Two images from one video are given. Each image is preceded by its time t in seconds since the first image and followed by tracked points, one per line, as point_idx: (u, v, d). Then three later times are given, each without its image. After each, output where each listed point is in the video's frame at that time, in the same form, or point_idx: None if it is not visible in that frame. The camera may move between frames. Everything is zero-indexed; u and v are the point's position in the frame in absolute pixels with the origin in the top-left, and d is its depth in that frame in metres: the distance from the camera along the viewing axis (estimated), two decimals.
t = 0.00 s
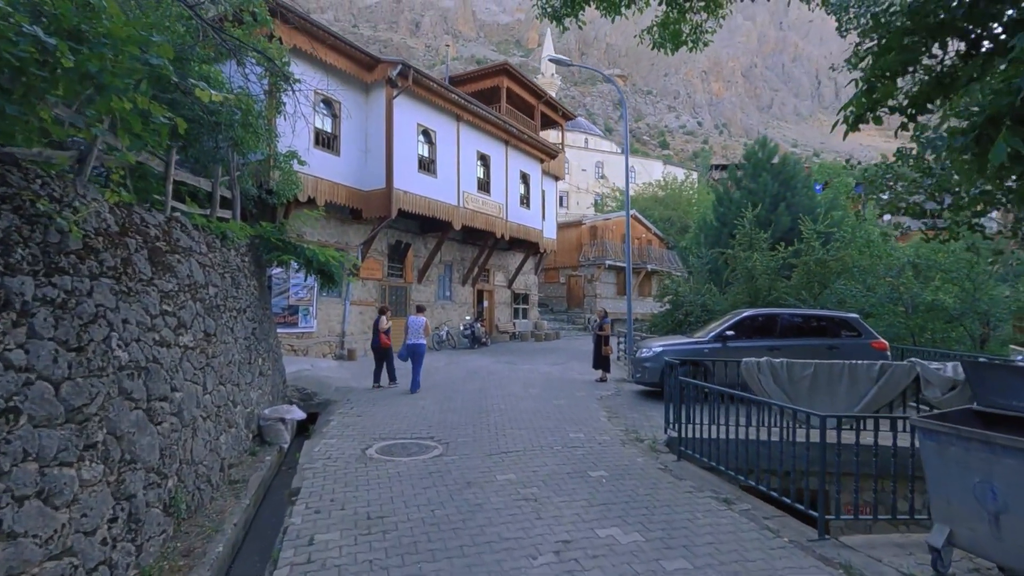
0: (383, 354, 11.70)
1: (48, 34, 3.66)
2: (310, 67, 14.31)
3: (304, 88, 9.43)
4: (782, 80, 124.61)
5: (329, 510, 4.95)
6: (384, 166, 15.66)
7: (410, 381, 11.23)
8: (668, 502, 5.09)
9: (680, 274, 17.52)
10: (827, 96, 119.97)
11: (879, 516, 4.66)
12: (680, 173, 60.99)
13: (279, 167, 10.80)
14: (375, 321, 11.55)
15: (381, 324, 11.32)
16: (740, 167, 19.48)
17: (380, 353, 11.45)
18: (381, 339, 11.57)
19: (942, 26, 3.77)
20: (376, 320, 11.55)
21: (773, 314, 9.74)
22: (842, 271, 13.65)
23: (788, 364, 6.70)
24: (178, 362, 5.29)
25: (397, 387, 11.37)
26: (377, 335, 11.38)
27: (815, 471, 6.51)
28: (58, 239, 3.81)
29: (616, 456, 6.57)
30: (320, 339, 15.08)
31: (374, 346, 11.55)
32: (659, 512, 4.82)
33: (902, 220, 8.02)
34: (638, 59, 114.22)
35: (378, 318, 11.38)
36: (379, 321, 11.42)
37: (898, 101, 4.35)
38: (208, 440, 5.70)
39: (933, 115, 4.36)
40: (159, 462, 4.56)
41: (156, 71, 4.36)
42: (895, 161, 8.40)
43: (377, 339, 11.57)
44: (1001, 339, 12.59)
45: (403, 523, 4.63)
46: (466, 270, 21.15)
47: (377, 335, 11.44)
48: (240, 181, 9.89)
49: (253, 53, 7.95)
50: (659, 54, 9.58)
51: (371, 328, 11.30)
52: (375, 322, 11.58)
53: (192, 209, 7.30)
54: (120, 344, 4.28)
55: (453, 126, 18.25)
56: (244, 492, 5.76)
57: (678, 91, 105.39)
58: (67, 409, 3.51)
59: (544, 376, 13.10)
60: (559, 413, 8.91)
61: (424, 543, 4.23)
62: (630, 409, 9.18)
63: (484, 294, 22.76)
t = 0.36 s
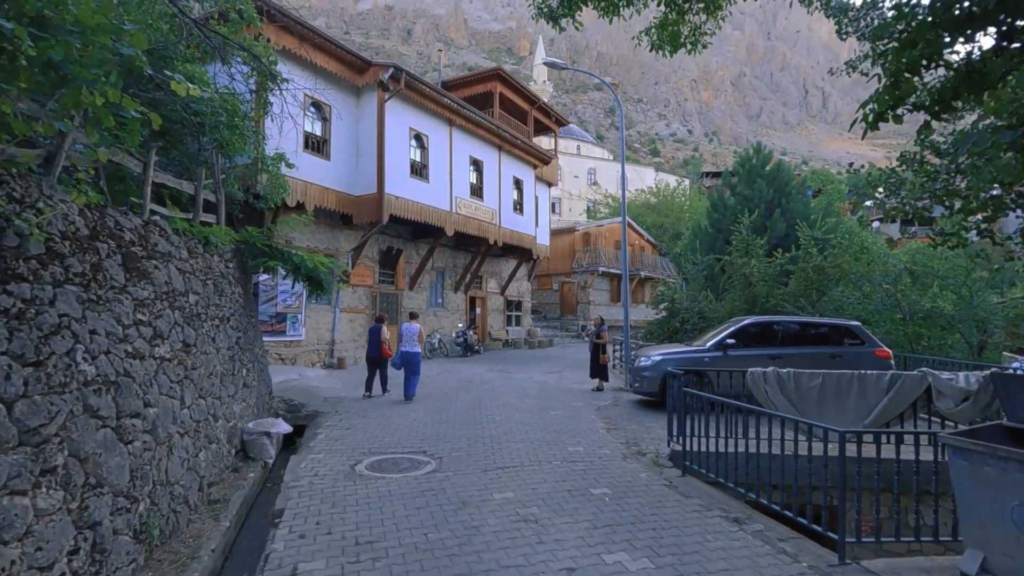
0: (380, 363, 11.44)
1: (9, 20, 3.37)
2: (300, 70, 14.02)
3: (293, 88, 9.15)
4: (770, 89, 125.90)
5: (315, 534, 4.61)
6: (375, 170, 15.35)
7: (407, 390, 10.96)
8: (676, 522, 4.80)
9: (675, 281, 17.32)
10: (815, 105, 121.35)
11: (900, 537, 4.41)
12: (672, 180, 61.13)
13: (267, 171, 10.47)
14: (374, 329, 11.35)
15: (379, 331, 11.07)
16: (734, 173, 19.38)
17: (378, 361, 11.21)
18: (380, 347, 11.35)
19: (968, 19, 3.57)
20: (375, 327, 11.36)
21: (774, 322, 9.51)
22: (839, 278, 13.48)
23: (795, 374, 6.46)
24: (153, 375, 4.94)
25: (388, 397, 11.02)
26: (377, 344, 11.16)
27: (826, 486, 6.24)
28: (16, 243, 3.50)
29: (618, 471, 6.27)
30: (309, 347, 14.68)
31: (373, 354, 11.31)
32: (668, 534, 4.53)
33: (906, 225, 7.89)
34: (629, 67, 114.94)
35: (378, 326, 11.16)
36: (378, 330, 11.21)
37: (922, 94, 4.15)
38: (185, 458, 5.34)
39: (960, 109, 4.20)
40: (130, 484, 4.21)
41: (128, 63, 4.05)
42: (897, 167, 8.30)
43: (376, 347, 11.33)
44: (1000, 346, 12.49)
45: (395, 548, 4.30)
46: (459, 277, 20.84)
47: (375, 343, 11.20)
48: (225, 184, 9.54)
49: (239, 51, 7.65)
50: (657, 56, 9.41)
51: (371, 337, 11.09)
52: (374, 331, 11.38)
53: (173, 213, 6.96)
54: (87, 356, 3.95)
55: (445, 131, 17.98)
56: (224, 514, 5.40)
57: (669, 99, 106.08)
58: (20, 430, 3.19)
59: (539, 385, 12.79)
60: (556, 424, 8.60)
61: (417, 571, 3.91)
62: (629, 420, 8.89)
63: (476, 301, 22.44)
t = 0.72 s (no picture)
0: (382, 368, 11.31)
1: None
2: (294, 69, 13.72)
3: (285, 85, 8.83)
4: (763, 95, 126.67)
5: (306, 557, 4.27)
6: (370, 173, 15.04)
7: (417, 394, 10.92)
8: (693, 540, 4.50)
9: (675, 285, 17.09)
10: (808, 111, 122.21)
11: (934, 557, 4.13)
12: (667, 184, 61.16)
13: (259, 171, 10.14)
14: (377, 334, 11.24)
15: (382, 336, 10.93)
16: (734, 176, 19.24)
17: (380, 365, 11.07)
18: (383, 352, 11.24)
19: None
20: (379, 332, 11.27)
21: (781, 326, 9.24)
22: (843, 282, 13.20)
23: (810, 382, 6.18)
24: (132, 385, 4.59)
25: (384, 405, 10.68)
26: (380, 348, 11.02)
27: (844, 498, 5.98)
28: None
29: (626, 484, 5.97)
30: (302, 354, 14.31)
31: (375, 359, 11.17)
32: (686, 554, 4.23)
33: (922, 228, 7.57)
34: (623, 73, 115.29)
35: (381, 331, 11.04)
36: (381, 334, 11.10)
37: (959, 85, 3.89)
38: (167, 474, 4.99)
39: (999, 98, 4.03)
40: (104, 505, 3.87)
41: (104, 46, 3.73)
42: (910, 168, 7.96)
43: (378, 352, 11.19)
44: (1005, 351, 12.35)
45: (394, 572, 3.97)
46: (455, 281, 20.53)
47: (378, 348, 11.08)
48: (214, 185, 9.19)
49: (229, 44, 7.34)
50: (661, 54, 9.15)
51: (374, 341, 10.97)
52: (378, 336, 11.29)
53: (158, 213, 6.63)
54: (57, 365, 3.61)
55: (441, 133, 17.71)
56: (209, 533, 5.05)
57: (663, 104, 106.44)
58: None
59: (538, 391, 12.47)
60: (559, 433, 8.27)
61: None
62: (634, 428, 8.59)
63: (472, 306, 22.12)
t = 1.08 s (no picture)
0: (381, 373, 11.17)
1: None
2: (287, 67, 13.42)
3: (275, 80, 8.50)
4: (756, 100, 127.32)
5: None
6: (364, 173, 14.69)
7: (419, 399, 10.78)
8: (712, 562, 4.18)
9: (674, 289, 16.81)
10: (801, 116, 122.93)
11: None
12: (662, 188, 61.13)
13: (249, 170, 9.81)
14: (375, 339, 11.08)
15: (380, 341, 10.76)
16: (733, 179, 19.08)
17: (379, 370, 10.89)
18: (381, 357, 11.10)
19: None
20: (377, 337, 11.12)
21: (789, 330, 8.96)
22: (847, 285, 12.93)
23: (828, 389, 5.89)
24: (105, 395, 4.23)
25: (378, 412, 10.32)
26: (379, 354, 10.86)
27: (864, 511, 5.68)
28: None
29: (635, 497, 5.64)
30: (293, 359, 13.91)
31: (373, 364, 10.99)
32: None
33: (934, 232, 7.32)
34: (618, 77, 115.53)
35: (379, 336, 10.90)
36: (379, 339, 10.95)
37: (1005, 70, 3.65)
38: (144, 491, 4.63)
39: None
40: (70, 529, 3.51)
41: (71, 21, 3.38)
42: (924, 168, 7.70)
43: (377, 357, 11.03)
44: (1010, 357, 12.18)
45: None
46: (450, 285, 20.19)
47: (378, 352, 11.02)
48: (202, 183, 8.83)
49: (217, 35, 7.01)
50: (664, 50, 8.91)
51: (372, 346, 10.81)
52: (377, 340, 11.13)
53: (140, 211, 6.28)
54: (16, 374, 3.25)
55: (437, 134, 17.40)
56: (190, 555, 4.68)
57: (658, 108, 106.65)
58: None
59: (537, 398, 12.14)
60: (561, 442, 7.93)
61: None
62: (639, 436, 8.27)
63: (468, 310, 21.77)
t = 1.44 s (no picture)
0: (371, 378, 10.90)
1: None
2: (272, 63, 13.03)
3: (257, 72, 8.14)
4: (744, 105, 128.36)
5: None
6: (352, 173, 14.30)
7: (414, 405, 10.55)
8: None
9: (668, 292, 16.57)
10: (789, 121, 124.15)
11: None
12: (653, 192, 61.18)
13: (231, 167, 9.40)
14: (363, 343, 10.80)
15: (369, 345, 10.47)
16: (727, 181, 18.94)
17: (369, 375, 10.61)
18: (370, 362, 10.83)
19: None
20: (364, 341, 10.84)
21: (790, 333, 8.70)
22: (844, 286, 12.74)
23: (837, 395, 5.60)
24: (57, 406, 3.80)
25: (365, 419, 9.92)
26: (367, 358, 10.57)
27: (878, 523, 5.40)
28: None
29: (637, 511, 5.32)
30: (277, 364, 13.45)
31: (361, 369, 10.70)
32: None
33: (944, 233, 7.05)
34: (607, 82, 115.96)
35: (368, 340, 10.62)
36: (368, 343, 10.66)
37: None
38: (103, 511, 4.22)
39: None
40: (7, 559, 3.10)
41: None
42: (928, 165, 7.43)
43: (365, 361, 10.75)
44: (1007, 360, 12.08)
45: None
46: (440, 288, 19.81)
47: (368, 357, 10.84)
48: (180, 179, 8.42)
49: (192, 20, 6.62)
50: (661, 45, 8.66)
51: (361, 350, 10.52)
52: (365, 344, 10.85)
53: (110, 206, 5.87)
54: None
55: (427, 133, 17.06)
56: None
57: (647, 113, 107.12)
58: None
59: (530, 403, 11.79)
60: (556, 451, 7.59)
61: None
62: (637, 444, 7.96)
63: (458, 314, 21.39)
